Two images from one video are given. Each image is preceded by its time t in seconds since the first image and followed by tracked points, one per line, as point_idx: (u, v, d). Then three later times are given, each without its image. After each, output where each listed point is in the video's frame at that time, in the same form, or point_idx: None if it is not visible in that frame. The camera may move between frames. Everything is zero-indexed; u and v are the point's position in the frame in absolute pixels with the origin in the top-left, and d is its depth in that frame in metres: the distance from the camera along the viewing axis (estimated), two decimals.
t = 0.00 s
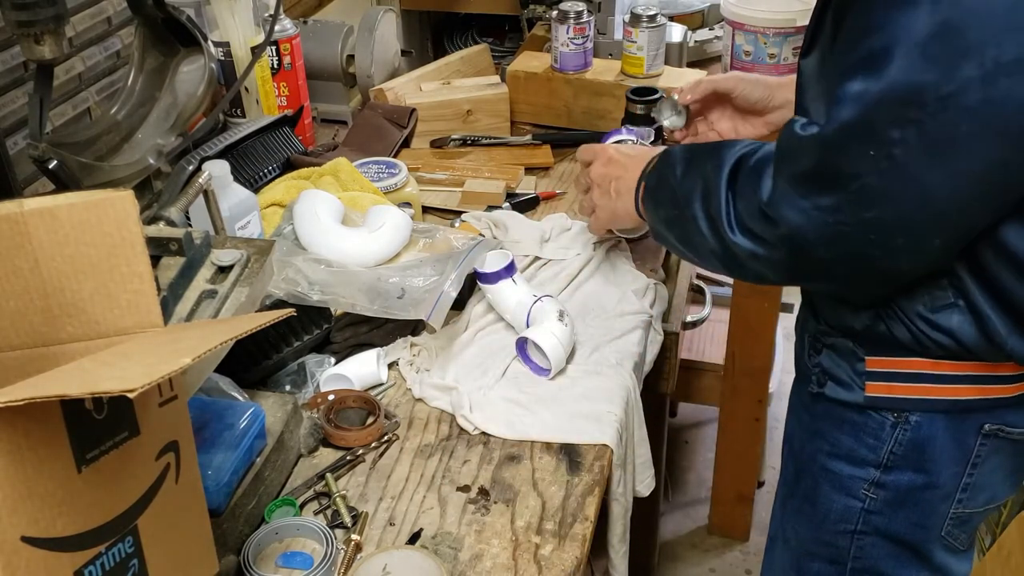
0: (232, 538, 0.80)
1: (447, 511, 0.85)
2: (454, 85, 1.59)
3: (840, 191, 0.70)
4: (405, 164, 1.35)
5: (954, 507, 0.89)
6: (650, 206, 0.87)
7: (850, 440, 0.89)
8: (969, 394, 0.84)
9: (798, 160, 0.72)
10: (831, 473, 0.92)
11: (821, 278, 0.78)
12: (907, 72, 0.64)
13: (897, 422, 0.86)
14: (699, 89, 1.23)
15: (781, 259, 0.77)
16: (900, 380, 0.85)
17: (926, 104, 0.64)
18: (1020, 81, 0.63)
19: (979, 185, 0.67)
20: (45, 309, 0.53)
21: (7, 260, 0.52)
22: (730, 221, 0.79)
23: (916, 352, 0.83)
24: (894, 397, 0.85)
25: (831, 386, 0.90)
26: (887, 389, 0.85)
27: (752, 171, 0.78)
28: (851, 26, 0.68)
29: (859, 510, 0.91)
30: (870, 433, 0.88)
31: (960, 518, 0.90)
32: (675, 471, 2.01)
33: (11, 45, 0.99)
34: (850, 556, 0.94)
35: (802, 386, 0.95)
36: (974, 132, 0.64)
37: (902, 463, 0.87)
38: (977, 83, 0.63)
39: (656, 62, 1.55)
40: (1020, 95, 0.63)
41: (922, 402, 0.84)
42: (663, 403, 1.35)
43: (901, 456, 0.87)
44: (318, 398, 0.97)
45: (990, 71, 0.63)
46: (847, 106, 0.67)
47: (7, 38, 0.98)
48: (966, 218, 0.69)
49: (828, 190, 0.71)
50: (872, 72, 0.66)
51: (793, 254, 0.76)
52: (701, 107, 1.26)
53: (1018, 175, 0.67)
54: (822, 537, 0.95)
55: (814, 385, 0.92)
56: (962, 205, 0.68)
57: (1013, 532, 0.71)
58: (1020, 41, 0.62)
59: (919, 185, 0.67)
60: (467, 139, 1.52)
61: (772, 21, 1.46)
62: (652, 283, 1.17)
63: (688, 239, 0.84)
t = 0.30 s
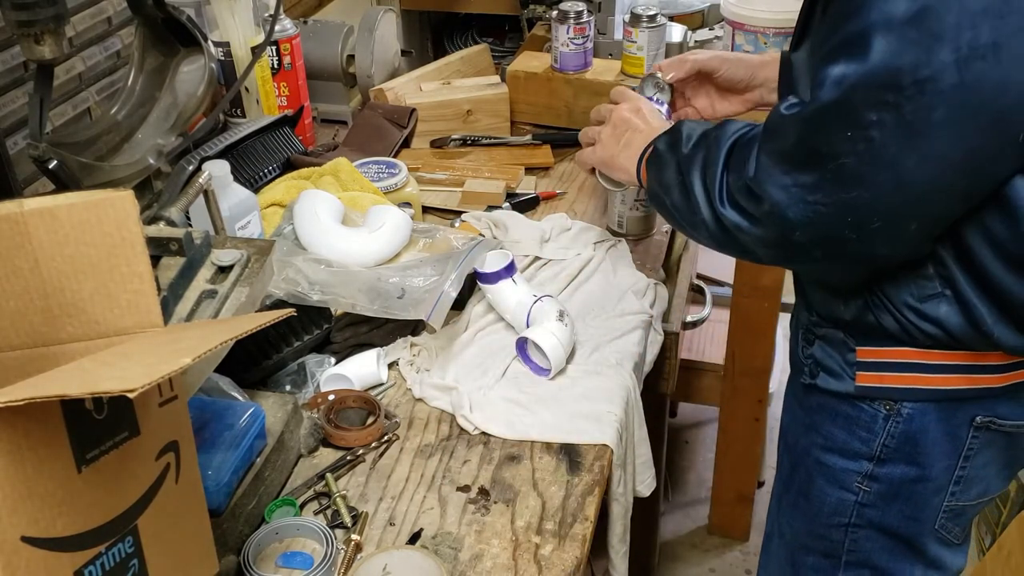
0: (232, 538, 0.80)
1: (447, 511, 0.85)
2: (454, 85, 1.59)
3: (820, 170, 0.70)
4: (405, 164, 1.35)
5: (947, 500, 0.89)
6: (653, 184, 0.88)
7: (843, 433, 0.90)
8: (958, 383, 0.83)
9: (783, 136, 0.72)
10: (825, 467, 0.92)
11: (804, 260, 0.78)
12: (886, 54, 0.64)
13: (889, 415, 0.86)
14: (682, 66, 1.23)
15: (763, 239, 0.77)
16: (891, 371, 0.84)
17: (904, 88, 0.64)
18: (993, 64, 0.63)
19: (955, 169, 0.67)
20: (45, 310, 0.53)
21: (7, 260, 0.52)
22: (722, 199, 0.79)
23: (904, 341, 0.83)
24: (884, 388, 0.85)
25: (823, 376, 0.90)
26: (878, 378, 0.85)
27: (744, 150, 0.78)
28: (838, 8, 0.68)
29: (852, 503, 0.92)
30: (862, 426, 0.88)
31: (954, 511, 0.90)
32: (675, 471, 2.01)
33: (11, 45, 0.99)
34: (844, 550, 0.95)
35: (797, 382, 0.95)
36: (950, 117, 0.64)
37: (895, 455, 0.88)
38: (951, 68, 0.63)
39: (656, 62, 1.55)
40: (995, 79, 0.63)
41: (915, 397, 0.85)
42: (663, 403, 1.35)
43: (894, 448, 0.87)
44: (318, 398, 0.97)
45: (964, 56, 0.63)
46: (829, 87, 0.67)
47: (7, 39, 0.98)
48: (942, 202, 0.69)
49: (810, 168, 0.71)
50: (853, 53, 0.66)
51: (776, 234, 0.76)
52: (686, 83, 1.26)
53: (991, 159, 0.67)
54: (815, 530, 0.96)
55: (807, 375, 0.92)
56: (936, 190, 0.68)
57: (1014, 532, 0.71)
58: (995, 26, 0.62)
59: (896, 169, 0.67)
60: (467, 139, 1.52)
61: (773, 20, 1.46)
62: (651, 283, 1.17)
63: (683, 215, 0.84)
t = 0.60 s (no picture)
0: (232, 537, 0.80)
1: (447, 511, 0.85)
2: (454, 85, 1.59)
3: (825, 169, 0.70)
4: (405, 164, 1.35)
5: (953, 505, 0.89)
6: (652, 188, 0.88)
7: (850, 436, 0.90)
8: (966, 386, 0.84)
9: (786, 135, 0.72)
10: (831, 470, 0.92)
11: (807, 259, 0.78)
12: (894, 53, 0.64)
13: (896, 418, 0.86)
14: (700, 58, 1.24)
15: (766, 238, 0.77)
16: (898, 372, 0.84)
17: (912, 86, 0.64)
18: (1001, 64, 0.63)
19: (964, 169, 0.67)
20: (45, 309, 0.53)
21: (7, 260, 0.52)
22: (724, 200, 0.79)
23: (912, 343, 0.83)
24: (890, 389, 0.85)
25: (830, 377, 0.90)
26: (884, 381, 0.85)
27: (744, 150, 0.78)
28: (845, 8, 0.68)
29: (858, 507, 0.92)
30: (869, 430, 0.88)
31: (959, 516, 0.90)
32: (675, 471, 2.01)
33: (11, 45, 0.99)
34: (849, 553, 0.95)
35: (804, 384, 0.95)
36: (957, 117, 0.64)
37: (900, 459, 0.88)
38: (960, 66, 0.63)
39: (656, 62, 1.55)
40: (1004, 80, 0.63)
41: (922, 400, 0.85)
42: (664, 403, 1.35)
43: (900, 452, 0.87)
44: (318, 398, 0.97)
45: (973, 55, 0.63)
46: (836, 85, 0.67)
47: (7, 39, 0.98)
48: (950, 202, 0.69)
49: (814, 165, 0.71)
50: (861, 53, 0.65)
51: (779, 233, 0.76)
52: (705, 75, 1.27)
53: (1001, 160, 0.67)
54: (820, 533, 0.96)
55: (814, 377, 0.92)
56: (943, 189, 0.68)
57: (1014, 533, 0.71)
58: (1005, 26, 0.63)
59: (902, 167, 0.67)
60: (467, 139, 1.52)
61: (773, 20, 1.46)
62: (652, 283, 1.17)
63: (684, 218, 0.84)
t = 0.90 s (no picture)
0: (233, 537, 0.80)
1: (447, 511, 0.85)
2: (454, 85, 1.59)
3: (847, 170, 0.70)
4: (405, 164, 1.35)
5: (963, 508, 0.89)
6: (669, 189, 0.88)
7: (860, 438, 0.90)
8: (978, 390, 0.83)
9: (808, 136, 0.72)
10: (841, 473, 0.92)
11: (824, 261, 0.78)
12: (919, 51, 0.64)
13: (908, 421, 0.86)
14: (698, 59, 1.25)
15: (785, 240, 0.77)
16: (908, 375, 0.84)
17: (938, 85, 0.64)
18: None
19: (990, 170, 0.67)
20: (45, 310, 0.53)
21: (7, 260, 0.52)
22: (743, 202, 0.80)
23: (924, 345, 0.83)
24: (901, 391, 0.85)
25: (840, 380, 0.90)
26: (895, 383, 0.85)
27: (763, 152, 0.78)
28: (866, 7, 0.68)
29: (868, 510, 0.92)
30: (881, 432, 0.88)
31: (969, 519, 0.90)
32: (675, 471, 2.01)
33: (11, 45, 0.99)
34: (858, 557, 0.95)
35: (811, 386, 0.96)
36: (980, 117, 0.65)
37: (911, 463, 0.88)
38: (987, 65, 0.63)
39: (656, 62, 1.55)
40: None
41: (932, 403, 0.84)
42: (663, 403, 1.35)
43: (911, 456, 0.87)
44: (318, 398, 0.97)
45: (999, 54, 0.63)
46: (860, 85, 0.67)
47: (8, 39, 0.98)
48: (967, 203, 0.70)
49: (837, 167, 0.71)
50: (887, 53, 0.65)
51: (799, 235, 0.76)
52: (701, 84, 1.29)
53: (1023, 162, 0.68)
54: (830, 536, 0.96)
55: (823, 379, 0.92)
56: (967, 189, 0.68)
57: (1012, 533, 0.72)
58: None
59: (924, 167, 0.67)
60: (467, 139, 1.52)
61: (774, 21, 1.46)
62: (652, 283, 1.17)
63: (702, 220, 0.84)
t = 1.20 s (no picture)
0: (232, 538, 0.80)
1: (447, 511, 0.85)
2: (454, 85, 1.59)
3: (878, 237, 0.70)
4: (405, 164, 1.35)
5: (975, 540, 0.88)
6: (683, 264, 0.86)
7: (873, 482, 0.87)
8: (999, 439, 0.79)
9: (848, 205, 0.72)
10: (854, 510, 0.91)
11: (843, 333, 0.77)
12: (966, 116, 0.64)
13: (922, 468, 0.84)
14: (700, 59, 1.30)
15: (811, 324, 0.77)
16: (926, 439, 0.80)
17: None
18: None
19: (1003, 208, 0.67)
20: (45, 309, 0.53)
21: (7, 260, 0.52)
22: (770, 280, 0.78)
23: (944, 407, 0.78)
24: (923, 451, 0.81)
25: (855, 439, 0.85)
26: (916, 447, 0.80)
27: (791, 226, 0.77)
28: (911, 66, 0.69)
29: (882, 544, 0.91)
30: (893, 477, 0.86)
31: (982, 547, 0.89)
32: (675, 471, 2.01)
33: (11, 45, 0.99)
34: None
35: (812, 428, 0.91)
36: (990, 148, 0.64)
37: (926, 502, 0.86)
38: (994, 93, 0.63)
39: (656, 62, 1.55)
40: None
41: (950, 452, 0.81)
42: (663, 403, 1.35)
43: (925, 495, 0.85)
44: (318, 398, 0.97)
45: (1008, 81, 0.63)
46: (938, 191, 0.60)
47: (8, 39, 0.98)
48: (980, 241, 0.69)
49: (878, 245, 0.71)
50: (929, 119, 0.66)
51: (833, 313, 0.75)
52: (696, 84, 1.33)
53: None
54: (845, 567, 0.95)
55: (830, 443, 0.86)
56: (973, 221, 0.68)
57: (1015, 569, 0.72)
58: None
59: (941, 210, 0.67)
60: (467, 139, 1.52)
61: (773, 21, 1.46)
62: (652, 283, 1.17)
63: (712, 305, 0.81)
